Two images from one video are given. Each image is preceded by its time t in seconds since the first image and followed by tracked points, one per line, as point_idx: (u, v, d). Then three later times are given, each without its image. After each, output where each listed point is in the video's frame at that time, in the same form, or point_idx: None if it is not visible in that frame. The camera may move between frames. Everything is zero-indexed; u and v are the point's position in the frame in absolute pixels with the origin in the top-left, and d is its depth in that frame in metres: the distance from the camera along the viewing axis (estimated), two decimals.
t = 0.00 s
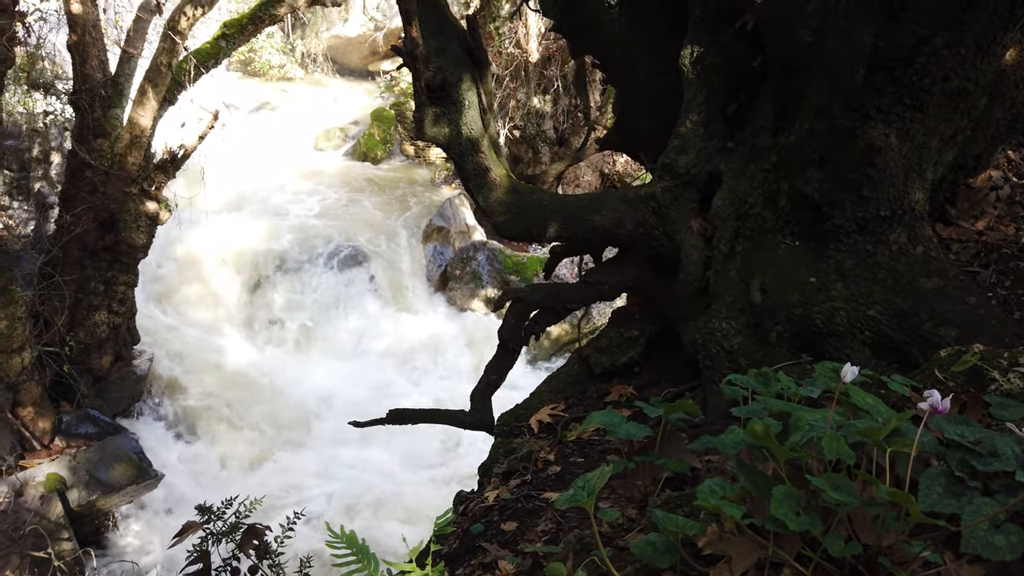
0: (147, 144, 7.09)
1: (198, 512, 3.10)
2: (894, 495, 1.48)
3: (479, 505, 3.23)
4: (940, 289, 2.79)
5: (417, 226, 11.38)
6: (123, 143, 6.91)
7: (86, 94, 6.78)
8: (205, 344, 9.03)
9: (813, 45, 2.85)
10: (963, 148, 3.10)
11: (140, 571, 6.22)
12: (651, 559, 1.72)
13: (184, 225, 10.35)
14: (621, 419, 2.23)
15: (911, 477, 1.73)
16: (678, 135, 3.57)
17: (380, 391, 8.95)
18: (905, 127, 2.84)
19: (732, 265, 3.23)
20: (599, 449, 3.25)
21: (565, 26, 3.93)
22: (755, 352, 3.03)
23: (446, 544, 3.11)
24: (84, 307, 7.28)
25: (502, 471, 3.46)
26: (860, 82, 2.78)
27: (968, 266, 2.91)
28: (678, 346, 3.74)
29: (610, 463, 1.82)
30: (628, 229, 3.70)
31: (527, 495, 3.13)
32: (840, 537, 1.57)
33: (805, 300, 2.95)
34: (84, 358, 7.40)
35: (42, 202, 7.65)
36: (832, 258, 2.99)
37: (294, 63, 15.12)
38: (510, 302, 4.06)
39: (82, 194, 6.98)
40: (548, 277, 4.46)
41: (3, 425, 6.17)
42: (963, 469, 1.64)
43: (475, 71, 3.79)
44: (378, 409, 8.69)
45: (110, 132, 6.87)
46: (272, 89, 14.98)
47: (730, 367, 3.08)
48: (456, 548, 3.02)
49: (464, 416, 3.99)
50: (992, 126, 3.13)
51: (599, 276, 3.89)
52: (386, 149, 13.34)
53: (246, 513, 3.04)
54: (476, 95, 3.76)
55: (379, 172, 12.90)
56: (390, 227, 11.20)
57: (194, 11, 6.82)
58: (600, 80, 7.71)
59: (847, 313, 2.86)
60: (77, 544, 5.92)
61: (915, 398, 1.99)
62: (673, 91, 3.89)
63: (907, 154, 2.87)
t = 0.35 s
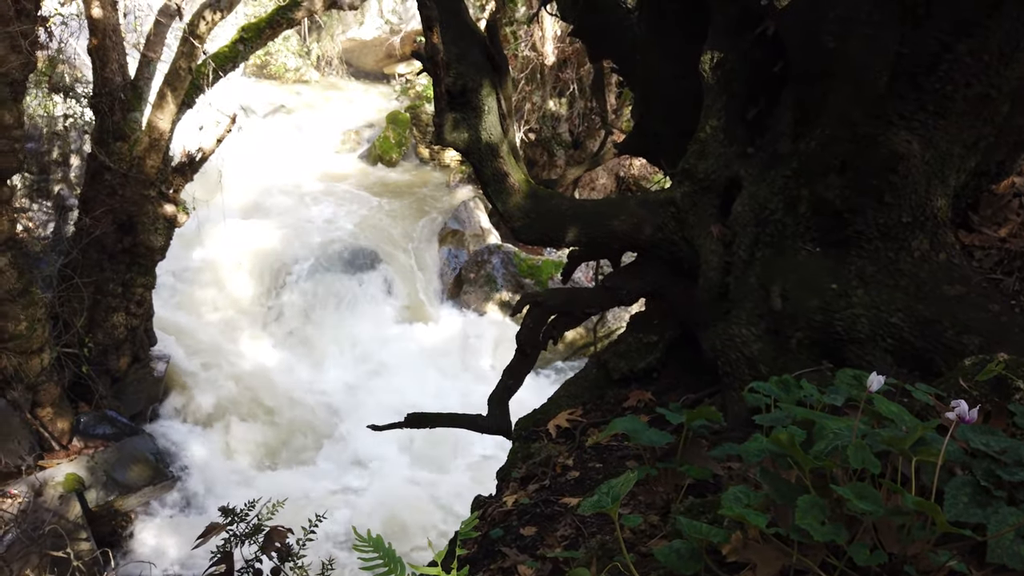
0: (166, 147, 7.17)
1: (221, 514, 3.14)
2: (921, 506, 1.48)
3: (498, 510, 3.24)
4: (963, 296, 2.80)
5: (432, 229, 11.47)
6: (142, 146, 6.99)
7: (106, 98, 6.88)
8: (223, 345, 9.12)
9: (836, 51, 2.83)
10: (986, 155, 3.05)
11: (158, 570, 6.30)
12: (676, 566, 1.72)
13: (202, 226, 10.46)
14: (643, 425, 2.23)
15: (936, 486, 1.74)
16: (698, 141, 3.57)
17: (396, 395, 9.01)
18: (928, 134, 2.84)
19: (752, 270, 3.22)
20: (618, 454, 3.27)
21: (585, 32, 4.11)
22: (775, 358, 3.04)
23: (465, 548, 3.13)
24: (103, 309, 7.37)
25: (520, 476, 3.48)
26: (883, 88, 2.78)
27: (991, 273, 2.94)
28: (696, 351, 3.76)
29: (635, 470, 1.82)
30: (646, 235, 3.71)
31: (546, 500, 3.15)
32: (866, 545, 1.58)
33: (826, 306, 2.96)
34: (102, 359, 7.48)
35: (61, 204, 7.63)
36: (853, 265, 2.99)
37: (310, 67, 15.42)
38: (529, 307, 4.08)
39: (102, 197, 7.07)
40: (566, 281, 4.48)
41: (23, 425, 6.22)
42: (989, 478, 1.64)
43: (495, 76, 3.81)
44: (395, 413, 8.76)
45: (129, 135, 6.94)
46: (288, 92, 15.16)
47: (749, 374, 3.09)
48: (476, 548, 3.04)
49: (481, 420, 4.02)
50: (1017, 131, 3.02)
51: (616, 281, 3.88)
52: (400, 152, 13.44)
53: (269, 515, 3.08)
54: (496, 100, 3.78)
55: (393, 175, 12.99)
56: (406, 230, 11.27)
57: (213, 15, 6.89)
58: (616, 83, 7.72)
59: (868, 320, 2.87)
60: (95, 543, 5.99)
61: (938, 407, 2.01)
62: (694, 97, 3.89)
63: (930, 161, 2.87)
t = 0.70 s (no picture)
0: (185, 153, 7.30)
1: (242, 515, 3.20)
2: (932, 509, 1.51)
3: (513, 513, 3.27)
4: (976, 302, 2.79)
5: (445, 233, 11.58)
6: (162, 152, 7.11)
7: (127, 105, 7.02)
8: (240, 348, 9.24)
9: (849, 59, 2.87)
10: (1000, 161, 3.06)
11: (177, 568, 6.39)
12: (691, 568, 1.76)
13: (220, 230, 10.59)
14: (656, 429, 2.26)
15: (948, 491, 1.76)
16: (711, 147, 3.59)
17: (412, 397, 9.08)
18: (941, 140, 2.86)
19: (765, 275, 3.25)
20: (633, 458, 3.30)
21: (601, 39, 4.10)
22: (789, 363, 3.08)
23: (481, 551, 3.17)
24: (122, 312, 7.49)
25: (535, 479, 3.51)
26: (896, 95, 2.80)
27: (1006, 279, 3.01)
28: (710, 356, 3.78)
29: (650, 474, 1.85)
30: (660, 240, 3.74)
31: (561, 502, 3.18)
32: (878, 549, 1.61)
33: (838, 310, 2.98)
34: (122, 362, 7.59)
35: (83, 209, 7.78)
36: (866, 271, 3.00)
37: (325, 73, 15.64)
38: (543, 312, 4.12)
39: (122, 202, 7.20)
40: (579, 286, 4.52)
41: (46, 426, 6.35)
42: (1000, 484, 1.66)
43: (510, 84, 3.87)
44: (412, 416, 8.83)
45: (149, 141, 7.12)
46: (304, 99, 15.39)
47: (763, 378, 3.12)
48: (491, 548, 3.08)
49: (496, 423, 4.06)
50: None
51: (630, 285, 3.91)
52: (415, 157, 13.62)
53: (288, 516, 3.14)
54: (511, 108, 3.83)
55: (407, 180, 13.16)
56: (421, 234, 11.37)
57: (232, 23, 7.01)
58: (629, 88, 7.77)
59: (881, 325, 2.89)
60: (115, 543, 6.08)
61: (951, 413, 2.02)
62: (708, 104, 3.92)
63: (943, 167, 2.87)
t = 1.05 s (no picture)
0: (204, 159, 7.41)
1: (264, 518, 3.24)
2: (954, 516, 1.52)
3: (532, 515, 3.30)
4: (996, 307, 2.78)
5: (461, 237, 11.66)
6: (182, 157, 7.23)
7: (148, 111, 7.12)
8: (259, 351, 9.34)
9: (867, 64, 2.87)
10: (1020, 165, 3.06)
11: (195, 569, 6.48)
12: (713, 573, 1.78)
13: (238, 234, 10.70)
14: (676, 435, 2.28)
15: (970, 497, 1.77)
16: (728, 152, 3.61)
17: (429, 402, 9.15)
18: (961, 145, 2.85)
19: (784, 279, 3.26)
20: (650, 462, 3.32)
21: (614, 45, 4.10)
22: (807, 368, 3.09)
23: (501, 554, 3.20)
24: (142, 316, 7.59)
25: (553, 483, 3.54)
26: (915, 100, 2.81)
27: None
28: (727, 360, 3.80)
29: (671, 480, 1.87)
30: (678, 245, 3.77)
31: (580, 506, 3.21)
32: (901, 555, 1.61)
33: (858, 315, 2.99)
34: (142, 365, 7.67)
35: (102, 214, 7.95)
36: (885, 275, 3.00)
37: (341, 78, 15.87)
38: (560, 316, 4.15)
39: (143, 207, 7.31)
40: (595, 289, 4.55)
41: (67, 428, 6.41)
42: None
43: (528, 91, 3.90)
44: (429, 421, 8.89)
45: (169, 146, 7.17)
46: (320, 103, 15.57)
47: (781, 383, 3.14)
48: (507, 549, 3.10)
49: (514, 427, 4.09)
50: None
51: (647, 289, 3.93)
52: (430, 161, 13.73)
53: (310, 519, 3.17)
54: (529, 114, 3.86)
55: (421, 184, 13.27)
56: (436, 238, 11.46)
57: (250, 30, 7.12)
58: (644, 92, 7.77)
59: (901, 330, 2.89)
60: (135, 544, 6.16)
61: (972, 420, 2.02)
62: (724, 108, 3.94)
63: (962, 173, 2.87)
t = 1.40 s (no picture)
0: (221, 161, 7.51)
1: (285, 517, 3.28)
2: (978, 517, 1.52)
3: (550, 516, 3.31)
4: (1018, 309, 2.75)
5: (474, 238, 11.70)
6: (199, 160, 7.32)
7: (165, 114, 7.19)
8: (275, 352, 9.42)
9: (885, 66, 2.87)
10: None
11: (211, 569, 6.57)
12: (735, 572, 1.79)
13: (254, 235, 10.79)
14: (696, 436, 2.28)
15: (994, 500, 1.77)
16: (746, 154, 3.61)
17: (445, 404, 9.22)
18: (982, 146, 2.83)
19: (802, 281, 3.25)
20: (668, 463, 3.33)
21: (631, 46, 4.10)
22: (827, 370, 3.09)
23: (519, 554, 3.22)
24: (160, 317, 7.67)
25: (570, 484, 3.55)
26: (935, 101, 2.81)
27: None
28: (744, 362, 3.79)
29: (691, 480, 1.89)
30: (695, 246, 3.78)
31: (597, 508, 3.22)
32: (924, 556, 1.61)
33: (877, 317, 2.98)
34: (159, 365, 7.76)
35: (121, 216, 8.07)
36: (905, 277, 2.97)
37: (356, 80, 16.02)
38: (577, 318, 4.18)
39: (160, 210, 7.38)
40: (611, 291, 4.56)
41: (86, 428, 6.48)
42: None
43: (545, 93, 3.92)
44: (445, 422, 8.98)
45: (186, 149, 7.24)
46: (335, 105, 15.70)
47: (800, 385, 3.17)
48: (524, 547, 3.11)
49: (531, 428, 4.11)
50: None
51: (663, 291, 3.95)
52: (444, 162, 13.79)
53: (330, 518, 3.20)
54: (546, 116, 3.88)
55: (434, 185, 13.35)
56: (450, 239, 11.52)
57: (267, 33, 7.17)
58: (659, 93, 7.75)
59: (920, 332, 2.87)
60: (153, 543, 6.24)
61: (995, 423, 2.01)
62: (741, 109, 3.94)
63: (983, 173, 2.83)
